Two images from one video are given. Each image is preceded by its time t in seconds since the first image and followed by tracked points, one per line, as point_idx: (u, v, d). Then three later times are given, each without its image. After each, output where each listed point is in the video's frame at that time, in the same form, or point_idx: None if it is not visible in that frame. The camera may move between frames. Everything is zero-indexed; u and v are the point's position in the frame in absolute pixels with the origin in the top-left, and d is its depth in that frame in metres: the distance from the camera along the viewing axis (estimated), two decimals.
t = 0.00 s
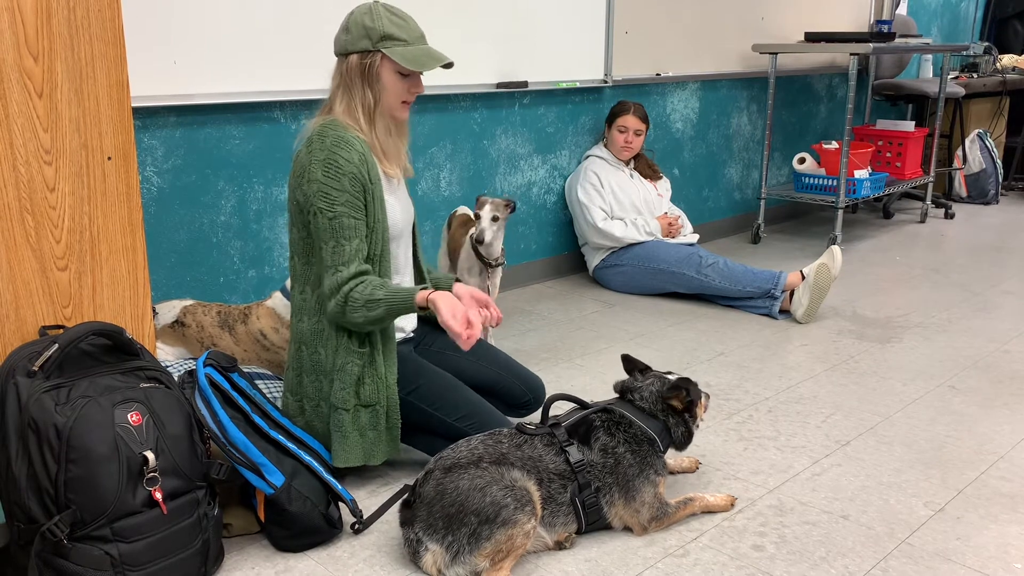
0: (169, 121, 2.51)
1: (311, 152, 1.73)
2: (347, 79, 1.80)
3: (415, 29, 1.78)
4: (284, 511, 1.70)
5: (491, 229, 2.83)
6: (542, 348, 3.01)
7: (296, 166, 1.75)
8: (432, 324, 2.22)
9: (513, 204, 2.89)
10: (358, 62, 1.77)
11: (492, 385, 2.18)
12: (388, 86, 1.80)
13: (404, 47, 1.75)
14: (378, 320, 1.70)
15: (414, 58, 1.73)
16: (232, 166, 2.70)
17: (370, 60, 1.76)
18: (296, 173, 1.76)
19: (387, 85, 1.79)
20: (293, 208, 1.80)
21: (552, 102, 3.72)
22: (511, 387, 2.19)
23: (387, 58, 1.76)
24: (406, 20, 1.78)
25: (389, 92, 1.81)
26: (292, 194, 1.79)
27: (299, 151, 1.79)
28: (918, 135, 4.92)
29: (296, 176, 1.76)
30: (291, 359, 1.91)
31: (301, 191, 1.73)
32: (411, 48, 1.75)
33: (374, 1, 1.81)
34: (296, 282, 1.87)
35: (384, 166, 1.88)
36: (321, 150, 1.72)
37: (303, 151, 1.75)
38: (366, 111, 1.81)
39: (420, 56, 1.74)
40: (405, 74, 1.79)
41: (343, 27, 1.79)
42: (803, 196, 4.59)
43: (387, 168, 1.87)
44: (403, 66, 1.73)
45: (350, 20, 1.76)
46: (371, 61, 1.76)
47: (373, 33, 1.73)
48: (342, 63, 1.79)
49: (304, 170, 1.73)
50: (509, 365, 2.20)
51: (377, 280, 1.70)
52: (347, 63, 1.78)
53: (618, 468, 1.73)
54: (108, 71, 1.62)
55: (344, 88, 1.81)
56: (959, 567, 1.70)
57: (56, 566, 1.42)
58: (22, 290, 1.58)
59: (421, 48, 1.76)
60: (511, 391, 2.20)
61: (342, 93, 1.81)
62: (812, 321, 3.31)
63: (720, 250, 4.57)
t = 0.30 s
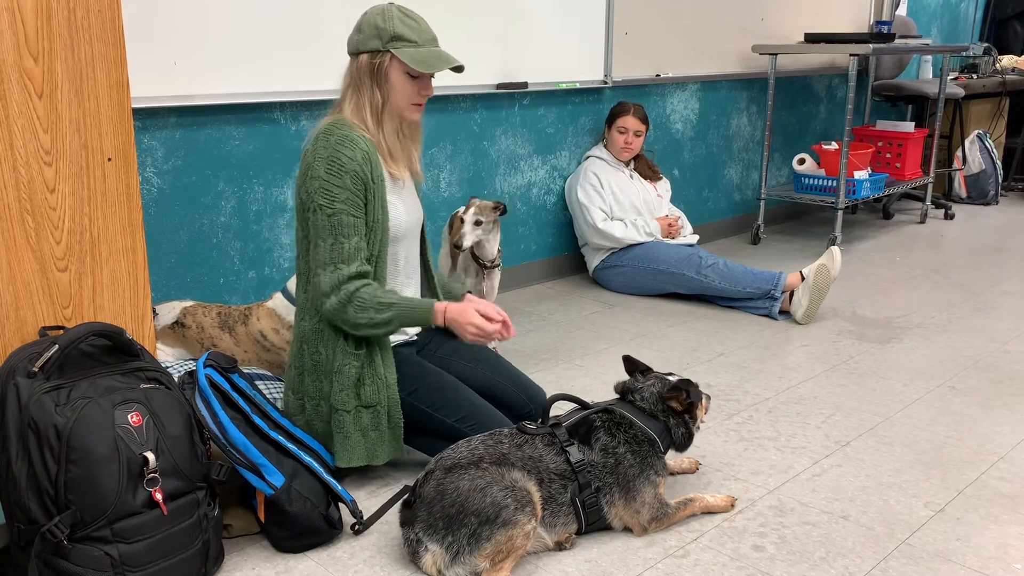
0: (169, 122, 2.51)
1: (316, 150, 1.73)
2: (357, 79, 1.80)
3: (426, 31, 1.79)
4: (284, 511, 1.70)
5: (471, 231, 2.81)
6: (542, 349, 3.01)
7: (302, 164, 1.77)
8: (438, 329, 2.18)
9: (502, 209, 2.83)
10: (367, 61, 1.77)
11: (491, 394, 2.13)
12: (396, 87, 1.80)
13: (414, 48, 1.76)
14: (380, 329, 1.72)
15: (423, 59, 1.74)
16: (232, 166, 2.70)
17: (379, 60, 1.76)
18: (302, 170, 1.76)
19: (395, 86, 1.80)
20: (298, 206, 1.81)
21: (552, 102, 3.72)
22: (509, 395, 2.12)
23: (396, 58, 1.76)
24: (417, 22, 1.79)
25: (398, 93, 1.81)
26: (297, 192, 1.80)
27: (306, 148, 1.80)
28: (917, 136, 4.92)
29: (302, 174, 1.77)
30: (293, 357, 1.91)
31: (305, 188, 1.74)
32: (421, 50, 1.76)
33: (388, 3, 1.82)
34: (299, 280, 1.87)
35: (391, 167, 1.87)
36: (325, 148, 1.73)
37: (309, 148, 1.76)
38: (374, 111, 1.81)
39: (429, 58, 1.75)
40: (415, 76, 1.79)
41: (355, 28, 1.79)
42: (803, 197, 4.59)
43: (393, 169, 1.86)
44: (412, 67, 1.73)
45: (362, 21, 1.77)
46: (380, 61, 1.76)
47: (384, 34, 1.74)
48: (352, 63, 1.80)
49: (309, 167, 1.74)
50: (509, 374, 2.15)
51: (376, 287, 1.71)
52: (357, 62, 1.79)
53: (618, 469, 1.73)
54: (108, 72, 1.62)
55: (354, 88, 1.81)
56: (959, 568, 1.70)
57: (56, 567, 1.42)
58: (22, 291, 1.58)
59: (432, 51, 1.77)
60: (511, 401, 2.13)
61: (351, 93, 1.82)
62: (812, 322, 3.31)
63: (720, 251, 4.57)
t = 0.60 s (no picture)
0: (168, 122, 2.51)
1: (346, 150, 1.72)
2: (391, 82, 1.80)
3: (462, 37, 1.78)
4: (284, 512, 1.70)
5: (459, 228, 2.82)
6: (541, 349, 3.01)
7: (330, 162, 1.75)
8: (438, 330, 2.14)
9: (485, 210, 2.77)
10: (402, 65, 1.77)
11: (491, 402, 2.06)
12: (430, 91, 1.78)
13: (449, 52, 1.75)
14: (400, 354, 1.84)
15: (456, 63, 1.72)
16: (232, 166, 2.70)
17: (414, 64, 1.76)
18: (329, 169, 1.75)
19: (428, 90, 1.78)
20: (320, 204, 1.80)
21: (552, 103, 3.72)
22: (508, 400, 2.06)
23: (431, 62, 1.76)
24: (454, 27, 1.78)
25: (432, 97, 1.79)
26: (322, 190, 1.78)
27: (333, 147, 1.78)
28: (917, 137, 4.93)
29: (329, 172, 1.75)
30: (296, 350, 1.92)
31: (334, 187, 1.72)
32: (455, 54, 1.75)
33: (424, 8, 1.82)
34: (313, 275, 1.87)
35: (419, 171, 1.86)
36: (356, 149, 1.72)
37: (337, 148, 1.75)
38: (406, 113, 1.80)
39: (463, 62, 1.74)
40: (449, 80, 1.78)
41: (391, 32, 1.80)
42: (803, 197, 4.59)
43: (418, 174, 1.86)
44: (445, 70, 1.72)
45: (399, 24, 1.77)
46: (415, 65, 1.76)
47: (419, 37, 1.74)
48: (386, 66, 1.80)
49: (339, 167, 1.72)
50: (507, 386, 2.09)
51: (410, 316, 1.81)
52: (393, 66, 1.78)
53: (619, 470, 1.73)
54: (107, 72, 1.62)
55: (387, 91, 1.81)
56: (958, 569, 1.70)
57: (55, 567, 1.42)
58: (21, 291, 1.58)
59: (466, 55, 1.76)
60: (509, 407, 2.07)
61: (385, 96, 1.81)
62: (812, 322, 3.31)
63: (720, 252, 4.57)
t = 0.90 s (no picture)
0: (168, 122, 2.51)
1: (418, 152, 1.69)
2: (460, 99, 1.79)
3: (531, 57, 1.78)
4: (283, 512, 1.70)
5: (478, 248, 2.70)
6: (540, 349, 3.01)
7: (397, 161, 1.72)
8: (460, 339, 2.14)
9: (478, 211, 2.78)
10: (472, 81, 1.76)
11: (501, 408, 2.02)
12: (499, 107, 1.78)
13: (519, 70, 1.74)
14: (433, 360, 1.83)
15: (526, 80, 1.72)
16: (231, 166, 2.70)
17: (484, 80, 1.75)
18: (395, 169, 1.72)
19: (498, 107, 1.77)
20: (380, 202, 1.77)
21: (551, 103, 3.72)
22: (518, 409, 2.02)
23: (501, 80, 1.75)
24: (523, 47, 1.79)
25: (501, 114, 1.78)
26: (384, 188, 1.75)
27: (399, 144, 1.75)
28: (916, 137, 4.93)
29: (396, 171, 1.71)
30: (308, 332, 1.91)
31: (399, 188, 1.69)
32: (525, 72, 1.75)
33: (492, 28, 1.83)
34: (348, 263, 1.86)
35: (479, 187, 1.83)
36: (428, 153, 1.69)
37: (405, 148, 1.71)
38: (474, 129, 1.79)
39: (533, 81, 1.74)
40: (518, 99, 1.78)
41: (460, 51, 1.80)
42: (802, 197, 4.59)
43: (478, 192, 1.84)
44: (515, 88, 1.72)
45: (469, 43, 1.77)
46: (485, 82, 1.75)
47: (491, 55, 1.74)
48: (456, 82, 1.79)
49: (407, 168, 1.69)
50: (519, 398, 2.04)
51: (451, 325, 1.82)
52: (461, 82, 1.78)
53: (618, 469, 1.73)
54: (106, 72, 1.62)
55: (456, 108, 1.80)
56: (958, 569, 1.70)
57: (54, 567, 1.42)
58: (20, 290, 1.58)
59: (535, 74, 1.76)
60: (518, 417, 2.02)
61: (453, 112, 1.80)
62: (811, 322, 3.31)
63: (719, 252, 4.57)
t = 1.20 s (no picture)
0: (165, 121, 2.51)
1: (495, 147, 1.70)
2: (536, 102, 1.79)
3: (609, 68, 1.78)
4: (282, 511, 1.70)
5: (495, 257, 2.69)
6: (538, 348, 3.01)
7: (471, 151, 1.71)
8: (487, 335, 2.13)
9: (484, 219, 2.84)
10: (549, 86, 1.76)
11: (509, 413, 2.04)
12: (573, 115, 1.77)
13: (596, 80, 1.74)
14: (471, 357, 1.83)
15: (602, 91, 1.72)
16: (229, 165, 2.70)
17: (560, 86, 1.75)
18: (465, 159, 1.72)
19: (572, 114, 1.77)
20: (446, 190, 1.77)
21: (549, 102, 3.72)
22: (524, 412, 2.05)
23: (577, 88, 1.75)
24: (601, 59, 1.79)
25: (573, 121, 1.78)
26: (451, 177, 1.75)
27: (473, 133, 1.74)
28: (915, 136, 4.93)
29: (468, 161, 1.71)
30: (342, 304, 1.91)
31: (472, 180, 1.70)
32: (601, 83, 1.74)
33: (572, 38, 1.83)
34: (396, 243, 1.87)
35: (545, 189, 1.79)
36: (505, 150, 1.69)
37: (478, 141, 1.72)
38: (550, 134, 1.79)
39: (610, 93, 1.73)
40: (591, 109, 1.78)
41: (538, 56, 1.80)
42: (801, 196, 4.59)
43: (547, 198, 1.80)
44: (591, 97, 1.72)
45: (548, 49, 1.78)
46: (562, 88, 1.75)
47: (569, 62, 1.74)
48: (531, 85, 1.79)
49: (481, 161, 1.70)
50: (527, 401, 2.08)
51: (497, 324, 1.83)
52: (537, 86, 1.78)
53: (616, 467, 1.73)
54: (104, 71, 1.62)
55: (532, 111, 1.80)
56: (956, 567, 1.70)
57: (52, 566, 1.42)
58: (17, 289, 1.58)
59: (611, 87, 1.76)
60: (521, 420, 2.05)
61: (529, 115, 1.80)
62: (810, 321, 3.31)
63: (718, 250, 4.57)
